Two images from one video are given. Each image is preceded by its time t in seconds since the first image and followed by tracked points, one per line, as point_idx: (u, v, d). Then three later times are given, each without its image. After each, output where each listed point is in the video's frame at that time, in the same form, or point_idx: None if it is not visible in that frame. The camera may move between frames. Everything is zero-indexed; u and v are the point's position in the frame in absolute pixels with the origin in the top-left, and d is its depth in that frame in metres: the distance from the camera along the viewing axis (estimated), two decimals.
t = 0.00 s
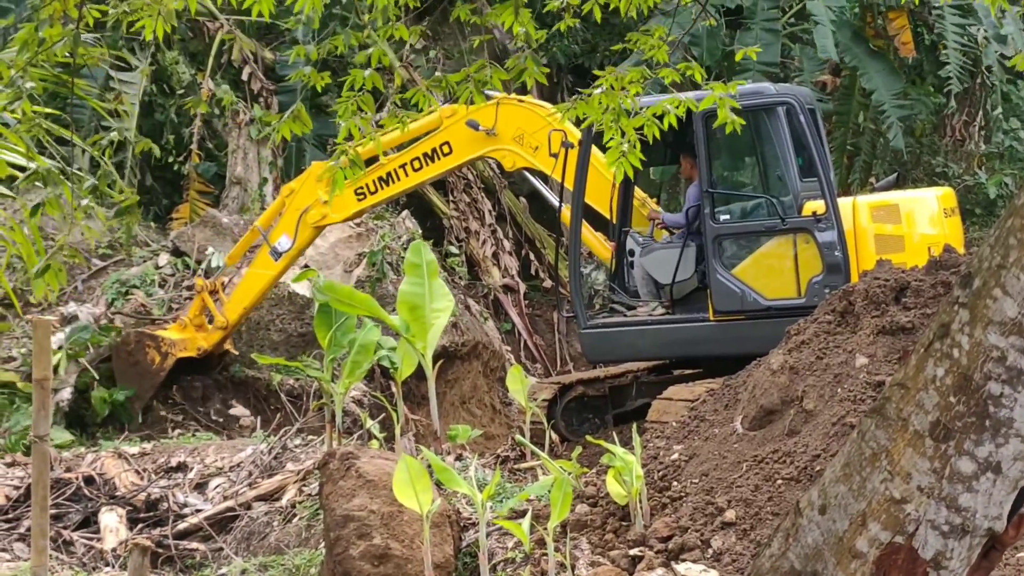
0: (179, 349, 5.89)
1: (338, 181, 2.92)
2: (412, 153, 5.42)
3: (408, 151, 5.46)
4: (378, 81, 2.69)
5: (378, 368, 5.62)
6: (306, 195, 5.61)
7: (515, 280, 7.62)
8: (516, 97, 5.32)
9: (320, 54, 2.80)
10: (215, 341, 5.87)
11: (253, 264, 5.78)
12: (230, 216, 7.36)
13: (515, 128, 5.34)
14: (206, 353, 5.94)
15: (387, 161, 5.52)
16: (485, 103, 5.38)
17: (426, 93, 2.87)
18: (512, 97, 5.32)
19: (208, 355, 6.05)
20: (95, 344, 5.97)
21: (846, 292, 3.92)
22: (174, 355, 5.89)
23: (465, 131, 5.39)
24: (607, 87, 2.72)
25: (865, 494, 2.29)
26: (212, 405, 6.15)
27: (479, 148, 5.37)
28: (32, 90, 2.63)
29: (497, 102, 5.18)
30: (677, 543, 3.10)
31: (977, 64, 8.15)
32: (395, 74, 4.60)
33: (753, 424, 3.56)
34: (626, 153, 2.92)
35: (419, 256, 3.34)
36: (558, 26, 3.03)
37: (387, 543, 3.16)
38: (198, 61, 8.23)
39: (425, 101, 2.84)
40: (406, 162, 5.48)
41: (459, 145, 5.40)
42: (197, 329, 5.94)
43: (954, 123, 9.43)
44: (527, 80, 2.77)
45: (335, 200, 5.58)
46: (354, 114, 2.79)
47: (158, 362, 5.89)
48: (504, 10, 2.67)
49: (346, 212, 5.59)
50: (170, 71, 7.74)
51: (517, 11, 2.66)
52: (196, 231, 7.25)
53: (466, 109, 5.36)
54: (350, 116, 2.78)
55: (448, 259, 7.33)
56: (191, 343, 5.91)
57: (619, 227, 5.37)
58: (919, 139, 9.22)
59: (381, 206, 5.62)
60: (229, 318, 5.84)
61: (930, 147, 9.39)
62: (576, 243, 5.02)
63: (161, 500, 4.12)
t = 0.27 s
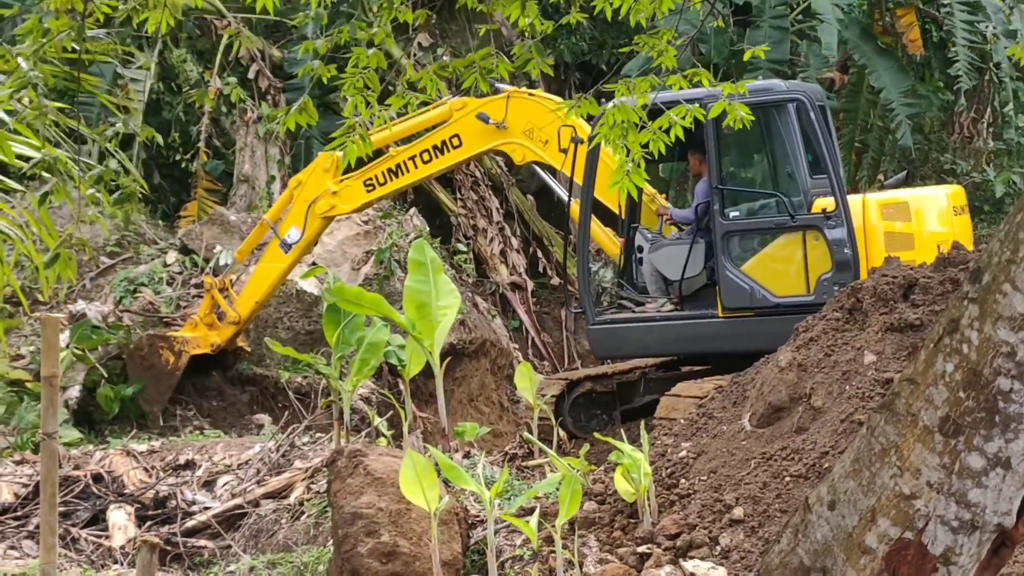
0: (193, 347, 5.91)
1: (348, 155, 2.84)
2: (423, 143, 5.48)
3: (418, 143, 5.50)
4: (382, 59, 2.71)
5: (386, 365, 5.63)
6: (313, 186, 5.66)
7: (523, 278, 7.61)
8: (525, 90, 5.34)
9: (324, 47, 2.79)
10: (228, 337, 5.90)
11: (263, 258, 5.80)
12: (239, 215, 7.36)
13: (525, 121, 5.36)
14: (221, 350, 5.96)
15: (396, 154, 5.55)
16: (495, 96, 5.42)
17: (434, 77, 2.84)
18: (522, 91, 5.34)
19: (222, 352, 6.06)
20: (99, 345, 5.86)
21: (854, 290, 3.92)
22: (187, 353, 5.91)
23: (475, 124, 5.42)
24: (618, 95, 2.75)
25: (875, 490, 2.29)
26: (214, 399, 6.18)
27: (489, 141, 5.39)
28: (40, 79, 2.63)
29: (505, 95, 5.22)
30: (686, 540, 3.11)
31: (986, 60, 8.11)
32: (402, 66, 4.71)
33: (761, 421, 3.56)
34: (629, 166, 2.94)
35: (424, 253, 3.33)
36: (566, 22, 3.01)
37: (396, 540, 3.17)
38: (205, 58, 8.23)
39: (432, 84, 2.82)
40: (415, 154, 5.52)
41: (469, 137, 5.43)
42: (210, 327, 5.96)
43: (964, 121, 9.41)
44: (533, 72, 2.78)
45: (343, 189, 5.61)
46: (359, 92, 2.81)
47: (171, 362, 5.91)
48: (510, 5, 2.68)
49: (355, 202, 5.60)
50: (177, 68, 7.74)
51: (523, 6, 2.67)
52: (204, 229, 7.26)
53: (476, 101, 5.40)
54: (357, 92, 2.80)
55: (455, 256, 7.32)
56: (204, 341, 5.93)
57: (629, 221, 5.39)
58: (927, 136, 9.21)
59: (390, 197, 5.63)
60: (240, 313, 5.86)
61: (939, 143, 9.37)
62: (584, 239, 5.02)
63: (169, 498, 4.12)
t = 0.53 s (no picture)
0: (202, 348, 5.93)
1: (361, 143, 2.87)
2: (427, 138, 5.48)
3: (424, 137, 5.48)
4: (391, 51, 2.67)
5: (391, 361, 5.66)
6: (318, 180, 5.67)
7: (527, 272, 7.63)
8: (529, 85, 5.33)
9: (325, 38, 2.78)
10: (237, 336, 5.91)
11: (270, 255, 5.81)
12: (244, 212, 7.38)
13: (530, 114, 5.36)
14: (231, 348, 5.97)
15: (401, 148, 5.53)
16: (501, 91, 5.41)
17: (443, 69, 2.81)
18: (527, 86, 5.33)
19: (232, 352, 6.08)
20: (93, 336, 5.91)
21: (859, 284, 3.92)
22: (197, 354, 5.93)
23: (480, 119, 5.40)
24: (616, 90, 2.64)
25: (881, 483, 2.28)
26: (222, 390, 6.16)
27: (494, 135, 5.41)
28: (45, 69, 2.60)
29: (511, 89, 5.21)
30: (691, 535, 3.11)
31: (990, 55, 8.10)
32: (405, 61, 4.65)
33: (766, 416, 3.56)
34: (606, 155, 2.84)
35: (434, 251, 3.29)
36: (572, 19, 3.01)
37: (401, 535, 3.17)
38: (210, 55, 8.24)
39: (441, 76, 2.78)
40: (421, 148, 5.50)
41: (473, 131, 5.42)
42: (218, 328, 5.98)
43: (971, 116, 9.38)
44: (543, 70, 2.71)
45: (347, 184, 5.63)
46: (370, 84, 2.81)
47: (181, 365, 5.92)
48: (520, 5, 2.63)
49: (358, 197, 5.62)
50: (182, 65, 7.76)
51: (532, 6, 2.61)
52: (209, 225, 7.28)
53: (481, 96, 5.39)
54: (367, 83, 2.80)
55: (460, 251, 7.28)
56: (213, 341, 5.95)
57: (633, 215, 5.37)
58: (933, 131, 9.19)
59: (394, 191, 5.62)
60: (248, 311, 5.87)
61: (944, 138, 9.36)
62: (589, 235, 5.02)
63: (175, 493, 4.14)
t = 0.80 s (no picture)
0: (208, 348, 5.91)
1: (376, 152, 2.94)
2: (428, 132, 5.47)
3: (425, 130, 5.47)
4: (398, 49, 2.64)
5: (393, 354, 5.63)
6: (319, 173, 5.64)
7: (529, 266, 7.62)
8: (531, 78, 5.33)
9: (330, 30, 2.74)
10: (243, 334, 5.89)
11: (272, 251, 5.79)
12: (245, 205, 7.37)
13: (531, 107, 5.39)
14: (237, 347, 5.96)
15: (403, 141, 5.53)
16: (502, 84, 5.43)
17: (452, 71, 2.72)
18: (528, 79, 5.36)
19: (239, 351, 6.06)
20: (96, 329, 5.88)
21: (861, 278, 3.92)
22: (203, 354, 5.93)
23: (481, 112, 5.42)
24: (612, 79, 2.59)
25: (882, 476, 2.27)
26: (228, 379, 6.09)
27: (496, 127, 5.42)
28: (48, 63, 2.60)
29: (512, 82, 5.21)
30: (693, 529, 3.11)
31: (992, 48, 8.08)
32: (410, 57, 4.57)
33: (768, 409, 3.56)
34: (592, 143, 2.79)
35: (435, 244, 3.28)
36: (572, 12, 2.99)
37: (403, 529, 3.18)
38: (210, 49, 8.23)
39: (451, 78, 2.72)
40: (421, 141, 5.50)
41: (475, 125, 5.41)
42: (223, 327, 5.97)
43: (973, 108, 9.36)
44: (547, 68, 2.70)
45: (348, 176, 5.58)
46: (378, 87, 2.72)
47: (189, 367, 5.92)
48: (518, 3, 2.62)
49: (361, 189, 5.57)
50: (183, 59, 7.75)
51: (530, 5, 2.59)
52: (210, 219, 7.29)
53: (482, 89, 5.41)
54: (378, 85, 2.73)
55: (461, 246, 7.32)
56: (219, 340, 5.93)
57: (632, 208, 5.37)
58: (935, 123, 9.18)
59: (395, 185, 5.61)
60: (252, 308, 5.85)
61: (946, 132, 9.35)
62: (590, 228, 5.02)
63: (177, 487, 4.13)
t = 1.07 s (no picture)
0: (208, 341, 5.94)
1: (375, 153, 2.79)
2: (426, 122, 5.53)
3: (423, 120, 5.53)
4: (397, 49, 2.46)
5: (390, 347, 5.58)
6: (314, 163, 5.63)
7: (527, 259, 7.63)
8: (529, 70, 5.35)
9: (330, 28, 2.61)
10: (242, 326, 5.92)
11: (269, 243, 5.80)
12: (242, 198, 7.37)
13: (528, 98, 5.41)
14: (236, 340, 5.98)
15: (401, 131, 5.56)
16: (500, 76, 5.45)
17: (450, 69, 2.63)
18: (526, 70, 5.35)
19: (240, 344, 6.07)
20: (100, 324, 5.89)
21: (858, 271, 3.92)
22: (203, 348, 5.94)
23: (478, 102, 5.46)
24: (608, 66, 2.53)
25: (878, 467, 2.26)
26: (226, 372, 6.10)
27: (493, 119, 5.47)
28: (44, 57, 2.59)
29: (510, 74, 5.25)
30: (690, 521, 3.11)
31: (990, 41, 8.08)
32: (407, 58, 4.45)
33: (765, 402, 3.56)
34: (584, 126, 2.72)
35: (432, 235, 3.26)
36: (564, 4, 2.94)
37: (399, 522, 3.17)
38: (207, 42, 8.21)
39: (451, 78, 2.60)
40: (419, 131, 5.55)
41: (472, 115, 5.47)
42: (222, 321, 6.01)
43: (970, 100, 9.37)
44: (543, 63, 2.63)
45: (345, 166, 5.57)
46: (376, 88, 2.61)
47: (189, 362, 5.93)
48: None
49: (356, 179, 5.57)
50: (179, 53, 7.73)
51: None
52: (208, 212, 7.29)
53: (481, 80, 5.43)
54: (374, 89, 2.60)
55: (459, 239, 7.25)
56: (219, 333, 5.96)
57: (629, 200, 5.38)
58: (932, 116, 9.19)
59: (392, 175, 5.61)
60: (251, 301, 5.85)
61: (944, 124, 9.34)
62: (587, 221, 5.03)
63: (174, 480, 4.13)
